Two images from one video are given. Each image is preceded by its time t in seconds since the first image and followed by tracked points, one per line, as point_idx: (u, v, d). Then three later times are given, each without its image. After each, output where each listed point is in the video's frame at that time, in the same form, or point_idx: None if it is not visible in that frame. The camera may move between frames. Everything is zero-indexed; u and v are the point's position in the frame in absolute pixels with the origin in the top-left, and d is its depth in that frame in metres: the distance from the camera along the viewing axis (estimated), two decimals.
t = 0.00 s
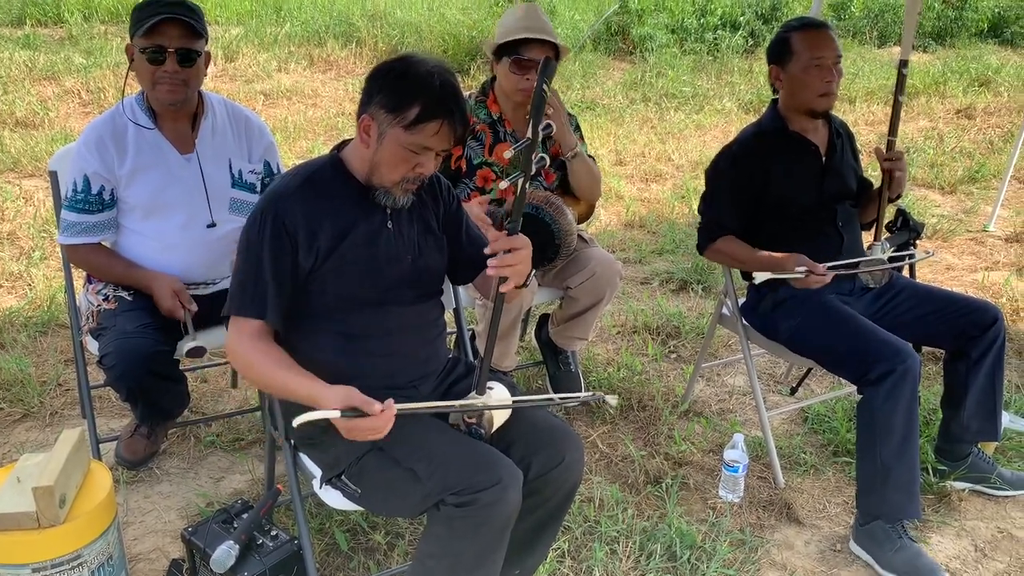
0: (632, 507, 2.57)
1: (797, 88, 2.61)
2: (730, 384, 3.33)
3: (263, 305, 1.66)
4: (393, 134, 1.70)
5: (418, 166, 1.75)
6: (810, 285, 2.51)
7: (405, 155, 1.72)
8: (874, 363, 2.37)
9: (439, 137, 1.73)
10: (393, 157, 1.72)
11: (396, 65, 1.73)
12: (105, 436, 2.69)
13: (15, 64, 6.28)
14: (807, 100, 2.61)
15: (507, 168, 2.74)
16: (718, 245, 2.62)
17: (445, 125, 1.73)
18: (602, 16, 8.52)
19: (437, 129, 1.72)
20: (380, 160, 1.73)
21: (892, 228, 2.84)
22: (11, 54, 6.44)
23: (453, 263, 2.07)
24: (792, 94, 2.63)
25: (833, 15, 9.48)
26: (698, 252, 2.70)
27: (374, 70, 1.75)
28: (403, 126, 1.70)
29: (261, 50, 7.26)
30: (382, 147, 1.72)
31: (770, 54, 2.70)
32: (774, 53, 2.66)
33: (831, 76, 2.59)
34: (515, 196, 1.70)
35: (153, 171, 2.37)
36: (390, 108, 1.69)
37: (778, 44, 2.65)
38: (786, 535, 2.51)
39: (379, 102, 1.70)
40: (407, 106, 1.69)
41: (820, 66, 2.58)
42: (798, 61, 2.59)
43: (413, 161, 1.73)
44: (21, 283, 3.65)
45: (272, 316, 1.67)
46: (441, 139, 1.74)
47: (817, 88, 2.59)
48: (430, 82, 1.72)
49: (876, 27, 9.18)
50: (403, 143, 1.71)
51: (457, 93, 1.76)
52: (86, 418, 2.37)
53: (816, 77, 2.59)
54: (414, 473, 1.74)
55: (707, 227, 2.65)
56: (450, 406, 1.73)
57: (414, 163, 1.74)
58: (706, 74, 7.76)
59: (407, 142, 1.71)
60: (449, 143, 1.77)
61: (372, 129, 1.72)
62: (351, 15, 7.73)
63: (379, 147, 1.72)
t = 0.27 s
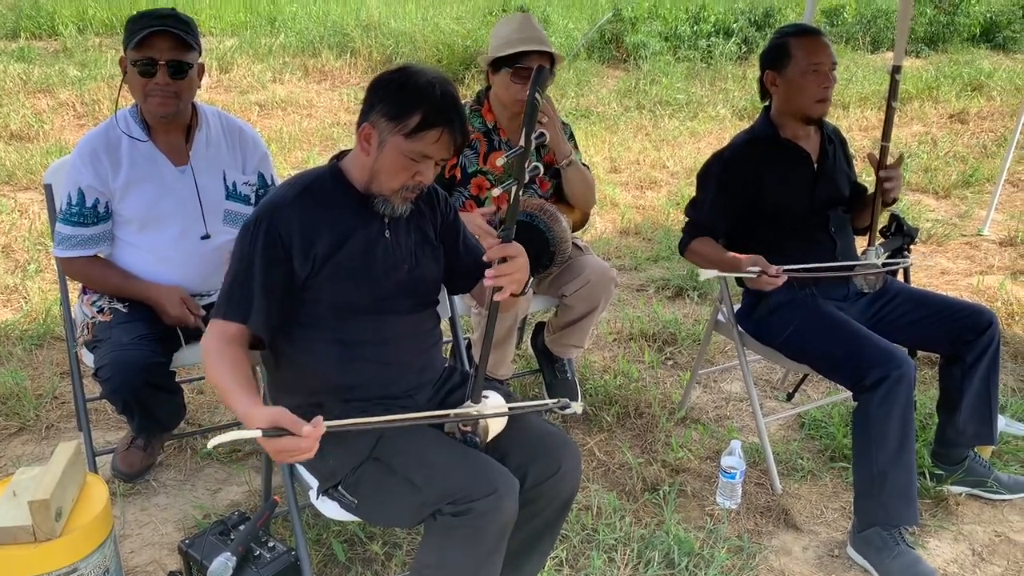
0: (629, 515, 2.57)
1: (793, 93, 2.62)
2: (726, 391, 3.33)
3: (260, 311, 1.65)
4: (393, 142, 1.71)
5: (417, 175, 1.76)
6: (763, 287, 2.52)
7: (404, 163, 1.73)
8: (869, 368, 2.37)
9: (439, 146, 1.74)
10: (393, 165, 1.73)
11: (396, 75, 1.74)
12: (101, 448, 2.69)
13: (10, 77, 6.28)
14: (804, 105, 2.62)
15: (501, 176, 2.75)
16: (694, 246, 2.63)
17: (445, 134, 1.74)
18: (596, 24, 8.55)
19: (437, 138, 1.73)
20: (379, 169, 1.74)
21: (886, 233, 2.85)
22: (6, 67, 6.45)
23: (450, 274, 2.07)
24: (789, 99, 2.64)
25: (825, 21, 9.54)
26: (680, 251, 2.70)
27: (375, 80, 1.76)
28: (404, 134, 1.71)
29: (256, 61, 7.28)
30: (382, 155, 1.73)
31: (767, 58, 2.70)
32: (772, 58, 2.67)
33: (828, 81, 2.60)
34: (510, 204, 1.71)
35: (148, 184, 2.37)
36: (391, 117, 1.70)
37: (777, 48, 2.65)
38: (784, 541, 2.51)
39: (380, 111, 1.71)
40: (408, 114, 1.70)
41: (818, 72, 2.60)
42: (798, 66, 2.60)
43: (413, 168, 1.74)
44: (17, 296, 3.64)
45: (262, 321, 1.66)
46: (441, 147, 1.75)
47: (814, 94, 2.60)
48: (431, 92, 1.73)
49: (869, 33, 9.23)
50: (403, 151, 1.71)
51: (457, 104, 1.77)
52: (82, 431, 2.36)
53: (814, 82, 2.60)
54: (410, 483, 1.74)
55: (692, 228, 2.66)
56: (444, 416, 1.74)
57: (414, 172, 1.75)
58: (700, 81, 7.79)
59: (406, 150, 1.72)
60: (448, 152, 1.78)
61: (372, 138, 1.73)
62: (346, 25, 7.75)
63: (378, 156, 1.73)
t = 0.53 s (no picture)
0: (628, 524, 2.57)
1: (796, 102, 2.64)
2: (724, 398, 3.34)
3: (242, 322, 1.65)
4: (388, 152, 1.72)
5: (413, 185, 1.77)
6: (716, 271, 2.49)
7: (400, 173, 1.74)
8: (865, 374, 2.37)
9: (435, 156, 1.75)
10: (388, 175, 1.74)
11: (392, 85, 1.76)
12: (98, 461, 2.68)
13: (7, 91, 6.30)
14: (806, 115, 2.64)
15: (496, 185, 2.76)
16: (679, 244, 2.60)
17: (441, 144, 1.75)
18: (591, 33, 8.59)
19: (433, 147, 1.74)
20: (374, 178, 1.75)
21: (882, 240, 2.86)
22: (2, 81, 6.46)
23: (446, 284, 2.07)
24: (791, 107, 2.65)
25: (820, 29, 9.58)
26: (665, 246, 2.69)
27: (371, 90, 1.78)
28: (400, 144, 1.72)
29: (253, 72, 7.30)
30: (376, 165, 1.74)
31: (768, 64, 2.70)
32: (777, 63, 2.66)
33: (829, 93, 2.63)
34: (504, 214, 1.71)
35: (144, 196, 2.38)
36: (386, 127, 1.72)
37: (782, 55, 2.66)
38: (782, 549, 2.51)
39: (375, 121, 1.72)
40: (403, 124, 1.71)
41: (821, 82, 2.62)
42: (805, 75, 2.61)
43: (408, 178, 1.75)
44: (13, 309, 3.64)
45: (239, 327, 1.65)
46: (436, 157, 1.76)
47: (815, 104, 2.62)
48: (427, 102, 1.74)
49: (863, 40, 9.28)
50: (399, 161, 1.73)
51: (453, 114, 1.78)
52: (79, 443, 2.36)
53: (816, 92, 2.62)
54: (406, 493, 1.74)
55: (682, 229, 2.67)
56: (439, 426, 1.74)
57: (410, 182, 1.76)
58: (695, 89, 7.83)
59: (402, 160, 1.73)
60: (444, 162, 1.79)
61: (367, 148, 1.74)
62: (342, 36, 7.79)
63: (374, 165, 1.74)
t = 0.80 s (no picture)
0: (625, 532, 2.57)
1: (808, 112, 2.61)
2: (720, 405, 3.34)
3: (242, 340, 1.67)
4: (373, 161, 1.72)
5: (400, 193, 1.76)
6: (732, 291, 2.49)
7: (386, 182, 1.74)
8: (860, 381, 2.37)
9: (420, 162, 1.75)
10: (374, 184, 1.74)
11: (375, 94, 1.76)
12: (93, 471, 2.68)
13: (3, 100, 6.30)
14: (812, 125, 2.64)
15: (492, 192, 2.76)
16: (682, 257, 2.63)
17: (425, 150, 1.74)
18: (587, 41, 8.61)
19: (417, 154, 1.73)
20: (361, 188, 1.75)
21: (877, 246, 2.86)
22: None
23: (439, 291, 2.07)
24: (802, 116, 2.62)
25: (816, 36, 9.61)
26: (667, 262, 2.72)
27: (355, 99, 1.78)
28: (383, 152, 1.72)
29: (249, 81, 7.31)
30: (363, 175, 1.74)
31: (777, 68, 2.62)
32: (791, 68, 2.59)
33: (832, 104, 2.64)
34: (497, 222, 1.71)
35: (139, 206, 2.38)
36: (369, 136, 1.71)
37: (796, 61, 2.59)
38: (779, 556, 2.50)
39: (359, 130, 1.72)
40: (386, 133, 1.71)
41: (829, 93, 2.62)
42: (820, 86, 2.59)
43: (394, 186, 1.75)
44: (9, 318, 3.63)
45: (241, 343, 1.67)
46: (422, 165, 1.75)
47: (823, 115, 2.62)
48: (409, 109, 1.74)
49: (859, 47, 9.31)
50: (383, 169, 1.72)
51: (437, 120, 1.78)
52: (74, 453, 2.35)
53: (824, 104, 2.62)
54: (401, 503, 1.74)
55: (680, 240, 2.69)
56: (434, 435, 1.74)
57: (396, 190, 1.75)
58: (691, 96, 7.85)
59: (387, 169, 1.73)
60: (431, 169, 1.79)
61: (353, 158, 1.74)
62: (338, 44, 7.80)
63: (360, 175, 1.74)
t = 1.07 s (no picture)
0: (622, 536, 2.57)
1: (811, 118, 2.61)
2: (717, 410, 3.34)
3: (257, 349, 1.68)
4: (362, 163, 1.72)
5: (392, 193, 1.77)
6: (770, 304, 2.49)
7: (377, 183, 1.74)
8: (857, 386, 2.38)
9: (408, 160, 1.75)
10: (365, 186, 1.74)
11: (358, 97, 1.76)
12: (90, 476, 2.67)
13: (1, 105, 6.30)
14: (814, 131, 2.65)
15: (490, 198, 2.77)
16: (696, 270, 2.66)
17: (412, 147, 1.75)
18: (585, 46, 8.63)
19: (404, 152, 1.74)
20: (353, 192, 1.76)
21: (874, 251, 2.87)
22: None
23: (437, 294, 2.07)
24: (805, 122, 2.62)
25: (812, 41, 9.64)
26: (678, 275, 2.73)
27: (338, 104, 1.78)
28: (370, 154, 1.72)
29: (247, 86, 7.32)
30: (354, 179, 1.74)
31: (778, 74, 2.62)
32: (795, 75, 2.58)
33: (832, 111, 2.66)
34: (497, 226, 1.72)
35: (136, 211, 2.38)
36: (356, 138, 1.72)
37: (799, 67, 2.59)
38: (776, 561, 2.51)
39: (345, 134, 1.73)
40: (371, 133, 1.71)
41: (829, 100, 2.63)
42: (824, 93, 2.60)
43: (385, 186, 1.75)
44: (6, 323, 3.63)
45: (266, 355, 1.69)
46: (410, 162, 1.75)
47: (823, 121, 2.64)
48: (392, 108, 1.74)
49: (855, 52, 9.34)
50: (372, 171, 1.73)
51: (421, 116, 1.78)
52: (71, 458, 2.35)
53: (825, 110, 2.63)
54: (398, 507, 1.74)
55: (688, 252, 2.69)
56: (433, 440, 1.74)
57: (388, 190, 1.76)
58: (688, 101, 7.87)
59: (377, 170, 1.73)
60: (420, 167, 1.79)
61: (342, 163, 1.75)
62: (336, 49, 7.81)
63: (352, 179, 1.75)
